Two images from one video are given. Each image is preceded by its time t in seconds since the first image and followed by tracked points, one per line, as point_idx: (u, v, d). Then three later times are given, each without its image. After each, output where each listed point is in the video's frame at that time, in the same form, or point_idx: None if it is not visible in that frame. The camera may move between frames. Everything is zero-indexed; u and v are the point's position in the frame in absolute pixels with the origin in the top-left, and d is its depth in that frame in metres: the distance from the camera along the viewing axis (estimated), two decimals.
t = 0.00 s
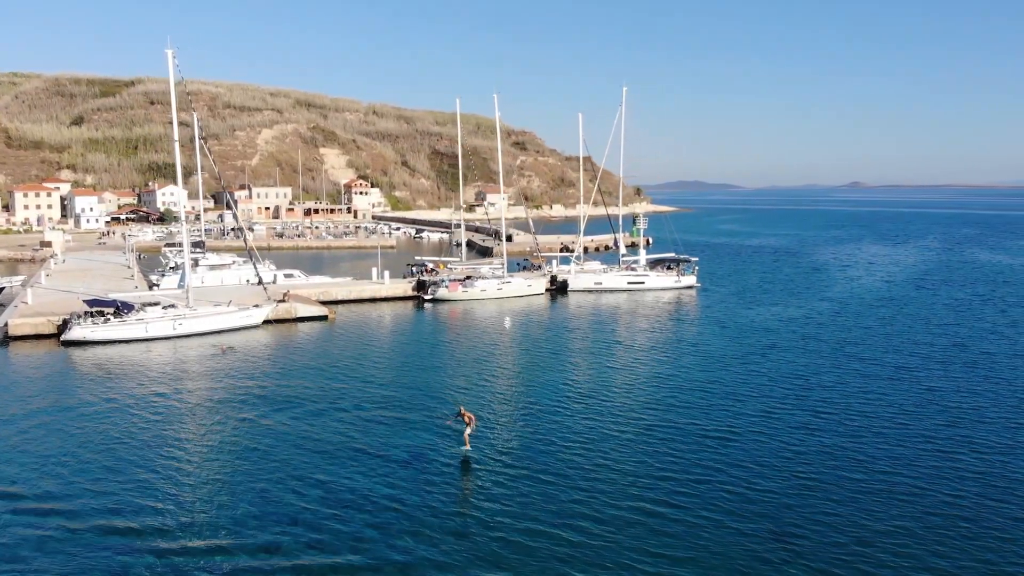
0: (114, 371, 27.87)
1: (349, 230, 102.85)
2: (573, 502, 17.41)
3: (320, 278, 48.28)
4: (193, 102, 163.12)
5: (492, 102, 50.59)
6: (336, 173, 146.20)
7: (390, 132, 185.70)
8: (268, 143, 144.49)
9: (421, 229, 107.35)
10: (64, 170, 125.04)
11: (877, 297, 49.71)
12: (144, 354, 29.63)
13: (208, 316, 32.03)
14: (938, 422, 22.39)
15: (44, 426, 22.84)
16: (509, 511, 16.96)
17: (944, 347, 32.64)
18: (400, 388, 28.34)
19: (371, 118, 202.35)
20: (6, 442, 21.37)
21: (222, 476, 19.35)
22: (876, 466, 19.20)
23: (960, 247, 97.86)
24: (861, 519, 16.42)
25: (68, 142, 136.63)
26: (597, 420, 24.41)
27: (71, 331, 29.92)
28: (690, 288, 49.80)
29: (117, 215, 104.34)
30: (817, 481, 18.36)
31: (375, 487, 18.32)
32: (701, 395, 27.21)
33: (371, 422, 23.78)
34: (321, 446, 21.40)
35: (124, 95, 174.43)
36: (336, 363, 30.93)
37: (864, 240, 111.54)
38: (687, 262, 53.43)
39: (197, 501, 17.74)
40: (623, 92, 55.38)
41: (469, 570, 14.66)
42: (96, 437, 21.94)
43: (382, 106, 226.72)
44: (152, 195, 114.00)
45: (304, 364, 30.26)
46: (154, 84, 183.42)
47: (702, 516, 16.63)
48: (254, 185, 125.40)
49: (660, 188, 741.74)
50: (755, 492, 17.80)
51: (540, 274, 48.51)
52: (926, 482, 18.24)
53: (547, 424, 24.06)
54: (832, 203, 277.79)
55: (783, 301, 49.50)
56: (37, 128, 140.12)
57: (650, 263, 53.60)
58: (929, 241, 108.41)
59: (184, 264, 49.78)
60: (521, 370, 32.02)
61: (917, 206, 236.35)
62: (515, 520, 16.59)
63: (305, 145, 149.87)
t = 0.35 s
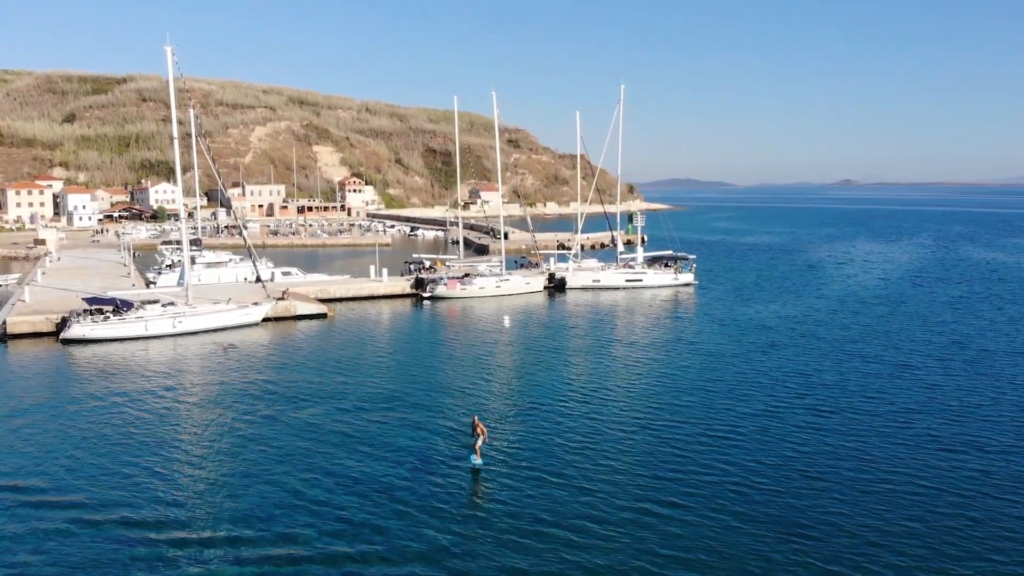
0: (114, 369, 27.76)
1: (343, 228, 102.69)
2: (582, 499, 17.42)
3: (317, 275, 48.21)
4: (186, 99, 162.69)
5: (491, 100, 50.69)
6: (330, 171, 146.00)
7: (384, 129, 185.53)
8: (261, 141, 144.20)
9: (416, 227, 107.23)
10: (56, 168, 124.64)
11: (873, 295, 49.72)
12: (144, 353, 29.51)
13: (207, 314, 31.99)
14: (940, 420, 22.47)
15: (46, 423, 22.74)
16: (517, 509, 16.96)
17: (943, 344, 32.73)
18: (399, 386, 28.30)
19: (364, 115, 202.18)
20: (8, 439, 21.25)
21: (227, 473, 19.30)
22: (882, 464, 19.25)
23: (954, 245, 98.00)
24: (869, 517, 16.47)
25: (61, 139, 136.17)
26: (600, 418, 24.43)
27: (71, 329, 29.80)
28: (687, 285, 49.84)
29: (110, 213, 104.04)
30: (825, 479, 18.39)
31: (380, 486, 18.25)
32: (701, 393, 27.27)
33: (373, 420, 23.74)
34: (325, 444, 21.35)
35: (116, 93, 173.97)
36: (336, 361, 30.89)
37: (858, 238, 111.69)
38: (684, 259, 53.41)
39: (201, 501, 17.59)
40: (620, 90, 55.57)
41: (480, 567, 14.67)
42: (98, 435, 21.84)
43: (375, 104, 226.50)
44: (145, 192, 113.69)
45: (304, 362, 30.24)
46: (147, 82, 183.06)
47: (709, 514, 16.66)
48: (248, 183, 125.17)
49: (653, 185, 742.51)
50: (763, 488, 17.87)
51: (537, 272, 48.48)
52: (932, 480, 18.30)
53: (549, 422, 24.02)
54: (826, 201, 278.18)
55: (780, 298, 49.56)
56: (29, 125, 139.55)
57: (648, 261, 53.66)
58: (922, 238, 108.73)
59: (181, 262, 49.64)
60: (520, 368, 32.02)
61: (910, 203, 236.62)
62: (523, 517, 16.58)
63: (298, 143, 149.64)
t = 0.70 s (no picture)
0: (114, 365, 27.68)
1: (337, 224, 102.49)
2: (590, 495, 17.48)
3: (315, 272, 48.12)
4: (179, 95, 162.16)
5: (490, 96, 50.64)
6: (324, 166, 145.71)
7: (378, 125, 185.17)
8: (255, 136, 143.79)
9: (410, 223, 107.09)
10: (48, 164, 124.13)
11: (870, 291, 49.83)
12: (143, 349, 29.45)
13: (207, 310, 31.96)
14: (942, 416, 22.59)
15: (49, 418, 22.72)
16: (525, 505, 17.01)
17: (942, 340, 32.86)
18: (400, 382, 28.27)
19: (358, 111, 201.76)
20: (11, 435, 21.20)
21: (233, 468, 19.31)
22: (886, 460, 19.36)
23: (948, 241, 98.24)
24: (875, 513, 16.57)
25: (53, 135, 135.54)
26: (602, 414, 24.46)
27: (70, 326, 29.71)
28: (685, 281, 49.92)
29: (104, 209, 103.62)
30: (830, 475, 18.49)
31: (388, 481, 18.31)
32: (702, 388, 27.35)
33: (375, 416, 23.75)
34: (329, 440, 21.37)
35: (109, 88, 173.22)
36: (335, 357, 30.86)
37: (853, 234, 111.84)
38: (682, 256, 53.48)
39: (208, 496, 17.53)
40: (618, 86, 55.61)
41: (490, 562, 14.72)
42: (102, 430, 21.81)
43: (369, 100, 226.12)
44: (138, 188, 113.26)
45: (304, 359, 30.21)
46: (140, 79, 182.36)
47: (716, 509, 16.75)
48: (241, 179, 124.83)
49: (646, 181, 741.83)
50: (769, 484, 17.96)
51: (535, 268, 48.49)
52: (936, 475, 18.43)
53: (552, 418, 24.05)
54: (820, 197, 278.74)
55: (778, 294, 49.65)
56: (20, 121, 138.93)
57: (645, 257, 53.73)
58: (916, 234, 109.16)
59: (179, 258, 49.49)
60: (520, 364, 32.01)
61: (904, 199, 236.87)
62: (531, 512, 16.64)
63: (292, 139, 149.29)
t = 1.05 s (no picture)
0: (100, 363, 27.41)
1: (319, 220, 102.01)
2: (586, 492, 17.50)
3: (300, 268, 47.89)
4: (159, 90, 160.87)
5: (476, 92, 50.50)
6: (305, 163, 144.95)
7: (360, 121, 184.39)
8: (235, 132, 142.87)
9: (392, 219, 106.72)
10: (26, 159, 122.83)
11: (853, 286, 50.18)
12: (129, 346, 29.22)
13: (194, 307, 31.77)
14: (931, 411, 22.77)
15: (37, 415, 22.47)
16: (522, 501, 17.00)
17: (928, 335, 33.09)
18: (388, 379, 28.12)
19: (339, 107, 200.91)
20: None
21: (225, 466, 19.16)
22: (878, 455, 19.49)
23: (929, 237, 98.94)
24: (868, 507, 16.69)
25: (30, 131, 134.07)
26: (592, 410, 24.46)
27: (54, 323, 29.39)
28: (671, 277, 50.03)
29: (82, 205, 102.60)
30: (823, 470, 18.60)
31: (384, 479, 18.26)
32: (691, 384, 27.43)
33: (365, 414, 23.64)
34: (319, 437, 21.26)
35: (87, 83, 171.57)
36: (323, 354, 30.69)
37: (834, 230, 112.39)
38: (668, 251, 53.60)
39: (200, 494, 17.38)
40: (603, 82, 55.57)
41: (489, 557, 14.72)
42: (90, 428, 21.59)
43: (350, 95, 225.21)
44: (118, 184, 112.28)
45: (291, 356, 30.03)
46: (119, 74, 180.84)
47: (712, 505, 16.81)
48: (222, 175, 123.92)
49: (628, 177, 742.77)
50: (763, 480, 18.05)
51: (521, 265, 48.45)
52: (928, 470, 18.57)
53: (542, 415, 24.01)
54: (800, 193, 280.00)
55: (763, 290, 49.81)
56: None
57: (631, 253, 53.81)
58: (896, 230, 109.93)
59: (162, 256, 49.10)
60: (507, 361, 31.94)
61: (883, 195, 238.46)
62: (527, 509, 16.62)
63: (273, 135, 148.48)
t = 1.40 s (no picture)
0: (77, 361, 27.07)
1: (293, 217, 101.34)
2: (573, 488, 17.54)
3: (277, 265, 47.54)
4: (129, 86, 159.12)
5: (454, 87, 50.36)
6: (277, 159, 143.91)
7: (333, 117, 183.44)
8: (207, 128, 141.64)
9: (366, 215, 106.22)
10: None
11: (828, 282, 50.52)
12: (106, 344, 28.87)
13: (171, 305, 31.46)
14: (910, 405, 23.02)
15: (13, 413, 22.14)
16: (510, 498, 17.00)
17: (904, 330, 33.41)
18: (368, 377, 27.96)
19: (312, 103, 199.73)
20: None
21: (208, 463, 18.99)
22: (860, 449, 19.68)
23: (901, 232, 99.87)
24: (853, 501, 16.87)
25: None
26: (574, 406, 24.46)
27: (29, 322, 29.00)
28: (649, 273, 50.17)
29: (51, 202, 101.29)
30: (807, 465, 18.74)
31: (371, 475, 18.21)
32: (673, 380, 27.52)
33: (347, 411, 23.51)
34: (303, 435, 21.13)
35: (56, 79, 169.39)
36: (302, 351, 30.46)
37: (806, 226, 113.14)
38: (646, 247, 53.77)
39: (185, 492, 17.18)
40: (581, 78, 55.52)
41: (478, 553, 14.69)
42: (69, 426, 21.32)
43: (324, 91, 223.88)
44: (88, 181, 110.90)
45: (270, 353, 29.79)
46: (89, 70, 178.50)
47: (700, 500, 16.90)
48: (194, 171, 122.75)
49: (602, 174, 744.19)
50: (749, 474, 18.18)
51: (500, 261, 48.39)
52: (910, 464, 18.78)
53: (524, 412, 23.99)
54: (771, 189, 281.67)
55: (740, 285, 50.04)
56: None
57: (609, 249, 53.93)
58: (868, 226, 110.82)
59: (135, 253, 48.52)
60: (487, 357, 31.86)
61: (854, 191, 240.65)
62: (516, 505, 16.62)
63: (245, 131, 147.33)
